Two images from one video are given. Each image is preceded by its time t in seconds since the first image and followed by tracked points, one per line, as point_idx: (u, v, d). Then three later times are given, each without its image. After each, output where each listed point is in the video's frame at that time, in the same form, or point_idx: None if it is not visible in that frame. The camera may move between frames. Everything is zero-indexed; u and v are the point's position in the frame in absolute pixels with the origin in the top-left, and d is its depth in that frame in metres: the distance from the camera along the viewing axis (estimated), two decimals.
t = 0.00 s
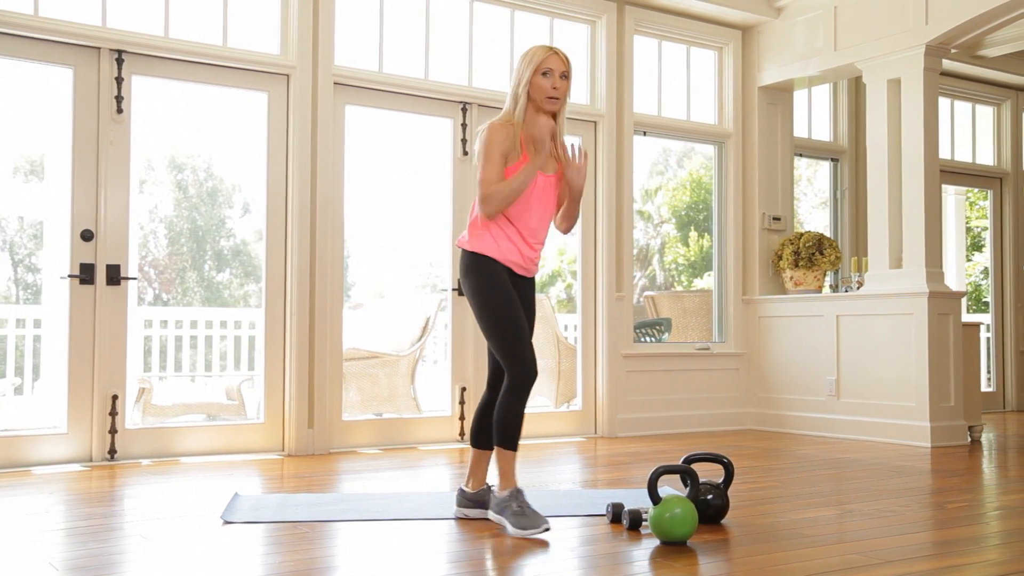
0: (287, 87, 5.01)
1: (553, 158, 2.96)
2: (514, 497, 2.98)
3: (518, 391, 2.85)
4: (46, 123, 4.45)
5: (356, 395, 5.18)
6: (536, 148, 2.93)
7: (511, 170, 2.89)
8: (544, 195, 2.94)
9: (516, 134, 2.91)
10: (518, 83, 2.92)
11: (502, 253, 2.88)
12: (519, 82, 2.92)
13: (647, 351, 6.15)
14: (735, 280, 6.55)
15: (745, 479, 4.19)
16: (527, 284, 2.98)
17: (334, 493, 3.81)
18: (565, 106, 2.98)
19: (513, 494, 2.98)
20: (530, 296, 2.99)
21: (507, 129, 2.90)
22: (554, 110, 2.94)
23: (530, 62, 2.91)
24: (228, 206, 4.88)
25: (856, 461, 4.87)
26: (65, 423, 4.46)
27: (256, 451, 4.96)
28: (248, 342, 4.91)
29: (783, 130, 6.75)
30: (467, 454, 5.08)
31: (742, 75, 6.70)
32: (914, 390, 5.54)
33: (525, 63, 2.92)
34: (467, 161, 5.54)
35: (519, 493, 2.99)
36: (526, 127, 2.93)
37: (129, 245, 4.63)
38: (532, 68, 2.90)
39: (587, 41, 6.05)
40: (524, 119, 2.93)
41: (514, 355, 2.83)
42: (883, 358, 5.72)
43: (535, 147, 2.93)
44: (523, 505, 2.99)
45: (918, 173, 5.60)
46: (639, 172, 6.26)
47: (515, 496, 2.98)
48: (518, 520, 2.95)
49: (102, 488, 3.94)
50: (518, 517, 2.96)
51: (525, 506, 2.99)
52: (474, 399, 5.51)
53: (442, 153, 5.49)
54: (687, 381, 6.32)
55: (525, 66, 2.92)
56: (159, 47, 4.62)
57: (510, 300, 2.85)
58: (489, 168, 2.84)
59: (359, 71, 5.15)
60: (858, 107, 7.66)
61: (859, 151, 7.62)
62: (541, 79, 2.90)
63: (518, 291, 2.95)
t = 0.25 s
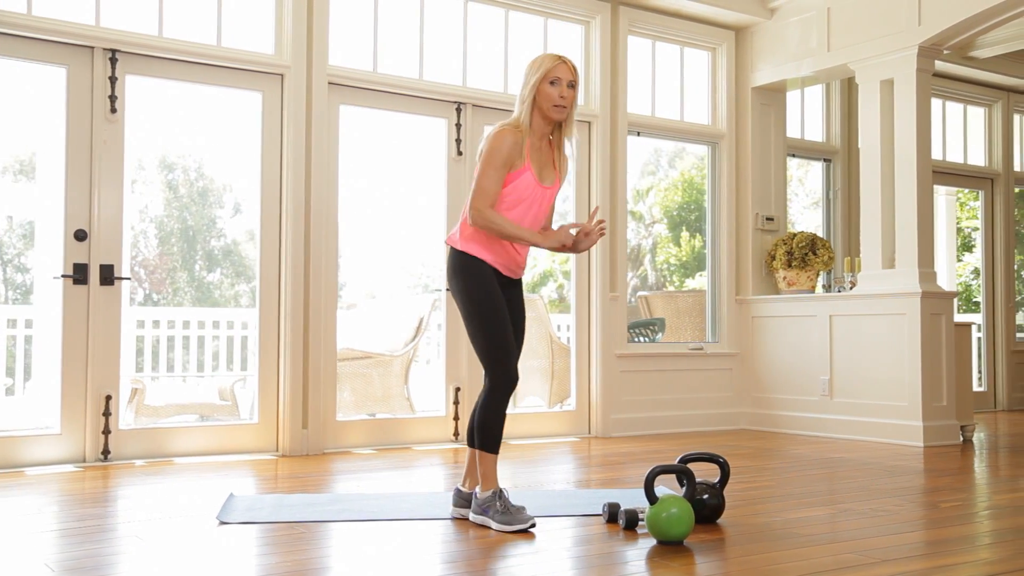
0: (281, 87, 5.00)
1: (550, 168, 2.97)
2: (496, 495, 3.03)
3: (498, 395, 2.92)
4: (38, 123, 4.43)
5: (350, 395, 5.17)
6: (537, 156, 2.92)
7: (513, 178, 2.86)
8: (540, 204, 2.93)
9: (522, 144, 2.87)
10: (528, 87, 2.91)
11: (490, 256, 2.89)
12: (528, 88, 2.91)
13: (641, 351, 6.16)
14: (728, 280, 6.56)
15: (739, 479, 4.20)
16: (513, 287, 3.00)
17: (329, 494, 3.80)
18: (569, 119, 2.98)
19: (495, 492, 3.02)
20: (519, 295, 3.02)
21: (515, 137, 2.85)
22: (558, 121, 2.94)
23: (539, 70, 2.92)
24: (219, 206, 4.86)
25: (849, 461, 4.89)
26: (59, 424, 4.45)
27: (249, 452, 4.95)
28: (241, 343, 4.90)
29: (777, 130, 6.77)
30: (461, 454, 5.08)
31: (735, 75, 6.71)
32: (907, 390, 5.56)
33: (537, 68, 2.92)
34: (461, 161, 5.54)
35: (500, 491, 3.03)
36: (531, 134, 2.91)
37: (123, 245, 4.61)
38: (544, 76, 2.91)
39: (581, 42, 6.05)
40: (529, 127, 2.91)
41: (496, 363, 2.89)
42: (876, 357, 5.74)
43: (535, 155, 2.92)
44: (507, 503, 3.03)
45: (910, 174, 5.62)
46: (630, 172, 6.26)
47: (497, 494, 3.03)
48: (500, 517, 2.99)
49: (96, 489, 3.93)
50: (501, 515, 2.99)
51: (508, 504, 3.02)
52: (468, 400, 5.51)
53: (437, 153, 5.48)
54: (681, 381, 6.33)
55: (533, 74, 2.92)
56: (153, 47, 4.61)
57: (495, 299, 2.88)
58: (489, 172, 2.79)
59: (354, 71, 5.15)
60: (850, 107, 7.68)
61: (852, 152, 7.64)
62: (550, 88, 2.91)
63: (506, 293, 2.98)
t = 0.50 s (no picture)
0: (271, 86, 4.99)
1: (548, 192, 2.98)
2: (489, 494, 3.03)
3: (495, 396, 2.90)
4: (27, 122, 4.41)
5: (340, 395, 5.16)
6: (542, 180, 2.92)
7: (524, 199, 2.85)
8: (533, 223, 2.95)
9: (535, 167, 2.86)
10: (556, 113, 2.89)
11: (476, 266, 2.91)
12: (557, 114, 2.89)
13: (631, 352, 6.17)
14: (717, 280, 6.58)
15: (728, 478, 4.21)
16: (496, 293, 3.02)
17: (319, 494, 3.79)
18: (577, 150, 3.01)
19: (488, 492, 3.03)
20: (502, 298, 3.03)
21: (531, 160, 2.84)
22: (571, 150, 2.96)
23: (573, 98, 2.90)
24: (206, 205, 4.84)
25: (838, 460, 4.91)
26: (47, 424, 4.42)
27: (239, 453, 4.93)
28: (229, 342, 4.88)
29: (766, 130, 6.79)
30: (451, 454, 5.08)
31: (725, 76, 6.73)
32: (896, 390, 5.58)
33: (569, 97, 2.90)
34: (452, 161, 5.54)
35: (494, 492, 3.03)
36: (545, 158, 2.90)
37: (112, 245, 4.59)
38: (575, 108, 2.90)
39: (571, 42, 6.06)
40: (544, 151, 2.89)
41: (490, 365, 2.87)
42: (864, 357, 5.76)
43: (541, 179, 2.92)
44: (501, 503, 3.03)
45: (899, 174, 5.65)
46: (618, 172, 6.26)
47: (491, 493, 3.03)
48: (494, 517, 2.99)
49: (85, 490, 3.91)
50: (494, 514, 3.00)
51: (501, 503, 3.02)
52: (459, 399, 5.51)
53: (427, 153, 5.48)
54: (670, 381, 6.34)
55: (568, 99, 2.90)
56: (142, 45, 4.59)
57: (479, 299, 2.89)
58: (509, 195, 2.77)
59: (344, 71, 5.14)
60: (838, 108, 7.71)
61: (841, 152, 7.67)
62: (577, 122, 2.91)
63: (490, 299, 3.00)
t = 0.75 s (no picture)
0: (261, 86, 4.98)
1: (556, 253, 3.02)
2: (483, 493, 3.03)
3: (509, 402, 2.91)
4: (16, 120, 4.39)
5: (331, 395, 5.16)
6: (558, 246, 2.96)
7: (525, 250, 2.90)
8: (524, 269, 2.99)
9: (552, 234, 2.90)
10: (577, 179, 2.92)
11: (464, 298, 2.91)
12: (574, 181, 2.92)
13: (621, 351, 6.18)
14: (707, 280, 6.60)
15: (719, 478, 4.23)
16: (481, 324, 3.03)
17: (311, 495, 3.78)
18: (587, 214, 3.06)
19: (482, 491, 3.03)
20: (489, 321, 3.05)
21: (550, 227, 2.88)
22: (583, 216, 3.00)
23: (587, 167, 2.95)
24: (192, 205, 4.81)
25: (828, 460, 4.93)
26: (37, 425, 4.40)
27: (229, 453, 4.91)
28: (218, 343, 4.86)
29: (755, 130, 6.81)
30: (442, 454, 5.08)
31: (714, 77, 6.75)
32: (885, 389, 5.61)
33: (588, 163, 2.95)
34: (442, 161, 5.54)
35: (487, 491, 3.03)
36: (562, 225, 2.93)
37: (102, 245, 4.57)
38: (591, 175, 2.95)
39: (561, 42, 6.07)
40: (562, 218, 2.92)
41: (499, 374, 2.89)
42: (853, 357, 5.79)
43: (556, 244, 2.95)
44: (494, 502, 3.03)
45: (887, 174, 5.68)
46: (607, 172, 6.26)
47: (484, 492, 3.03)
48: (486, 516, 2.99)
49: (75, 491, 3.89)
50: (487, 513, 3.00)
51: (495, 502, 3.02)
52: (449, 399, 5.51)
53: (417, 153, 5.48)
54: (661, 380, 6.35)
55: (583, 168, 2.94)
56: (131, 44, 4.57)
57: (470, 317, 2.89)
58: (532, 263, 2.82)
59: (335, 70, 5.13)
60: (827, 109, 7.75)
61: (829, 152, 7.70)
62: (593, 190, 2.97)
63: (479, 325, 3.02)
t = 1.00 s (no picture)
0: (257, 85, 4.97)
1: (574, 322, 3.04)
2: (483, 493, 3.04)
3: (529, 414, 2.98)
4: (11, 120, 4.37)
5: (326, 395, 5.16)
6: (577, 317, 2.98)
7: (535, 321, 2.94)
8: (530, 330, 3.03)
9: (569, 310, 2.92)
10: (587, 256, 2.93)
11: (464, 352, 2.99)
12: (581, 257, 2.93)
13: (616, 351, 6.19)
14: (702, 279, 6.61)
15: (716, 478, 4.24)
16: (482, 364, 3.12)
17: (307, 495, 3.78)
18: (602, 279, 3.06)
19: (482, 491, 3.04)
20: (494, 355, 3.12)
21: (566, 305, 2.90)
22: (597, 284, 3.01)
23: (592, 239, 2.95)
24: (184, 205, 4.80)
25: (823, 459, 4.95)
26: (32, 425, 4.39)
27: (225, 453, 4.91)
28: (212, 343, 4.85)
29: (749, 130, 6.83)
30: (438, 454, 5.09)
31: (709, 77, 6.76)
32: (879, 389, 5.63)
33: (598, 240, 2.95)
34: (438, 161, 5.54)
35: (488, 490, 3.03)
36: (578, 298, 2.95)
37: (97, 244, 4.56)
38: (598, 246, 2.95)
39: (557, 42, 6.07)
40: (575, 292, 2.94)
41: (511, 394, 2.96)
42: (848, 356, 5.81)
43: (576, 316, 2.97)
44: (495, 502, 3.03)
45: (882, 174, 5.69)
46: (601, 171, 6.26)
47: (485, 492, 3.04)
48: (487, 514, 2.99)
49: (72, 491, 3.89)
50: (487, 512, 3.00)
51: (495, 500, 3.02)
52: (446, 399, 5.52)
53: (413, 152, 5.48)
54: (656, 380, 6.37)
55: (587, 241, 2.95)
56: (126, 43, 4.56)
57: (466, 351, 2.97)
58: (557, 342, 2.84)
59: (331, 70, 5.13)
60: (821, 109, 7.77)
61: (823, 153, 7.72)
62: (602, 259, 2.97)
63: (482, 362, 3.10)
